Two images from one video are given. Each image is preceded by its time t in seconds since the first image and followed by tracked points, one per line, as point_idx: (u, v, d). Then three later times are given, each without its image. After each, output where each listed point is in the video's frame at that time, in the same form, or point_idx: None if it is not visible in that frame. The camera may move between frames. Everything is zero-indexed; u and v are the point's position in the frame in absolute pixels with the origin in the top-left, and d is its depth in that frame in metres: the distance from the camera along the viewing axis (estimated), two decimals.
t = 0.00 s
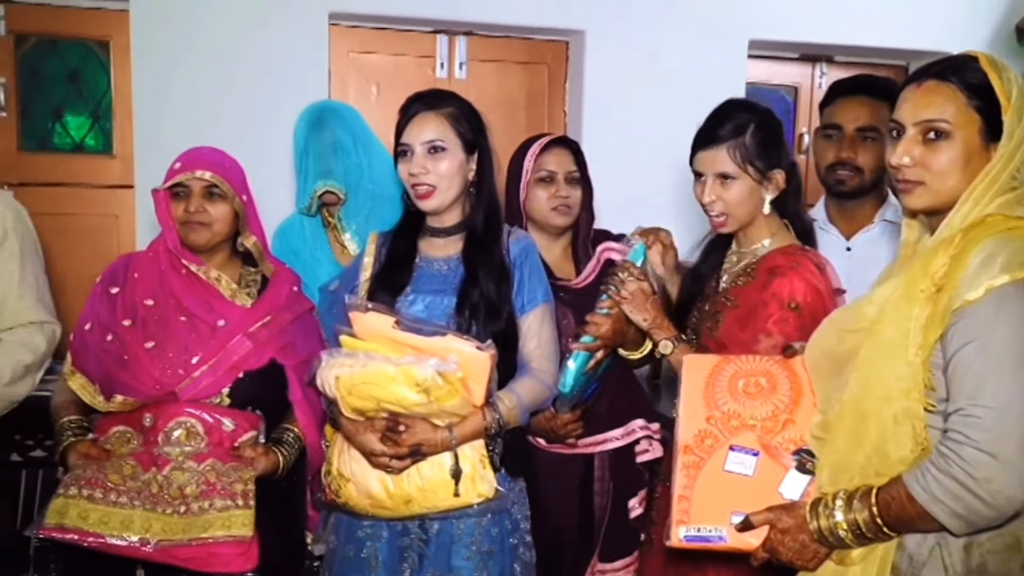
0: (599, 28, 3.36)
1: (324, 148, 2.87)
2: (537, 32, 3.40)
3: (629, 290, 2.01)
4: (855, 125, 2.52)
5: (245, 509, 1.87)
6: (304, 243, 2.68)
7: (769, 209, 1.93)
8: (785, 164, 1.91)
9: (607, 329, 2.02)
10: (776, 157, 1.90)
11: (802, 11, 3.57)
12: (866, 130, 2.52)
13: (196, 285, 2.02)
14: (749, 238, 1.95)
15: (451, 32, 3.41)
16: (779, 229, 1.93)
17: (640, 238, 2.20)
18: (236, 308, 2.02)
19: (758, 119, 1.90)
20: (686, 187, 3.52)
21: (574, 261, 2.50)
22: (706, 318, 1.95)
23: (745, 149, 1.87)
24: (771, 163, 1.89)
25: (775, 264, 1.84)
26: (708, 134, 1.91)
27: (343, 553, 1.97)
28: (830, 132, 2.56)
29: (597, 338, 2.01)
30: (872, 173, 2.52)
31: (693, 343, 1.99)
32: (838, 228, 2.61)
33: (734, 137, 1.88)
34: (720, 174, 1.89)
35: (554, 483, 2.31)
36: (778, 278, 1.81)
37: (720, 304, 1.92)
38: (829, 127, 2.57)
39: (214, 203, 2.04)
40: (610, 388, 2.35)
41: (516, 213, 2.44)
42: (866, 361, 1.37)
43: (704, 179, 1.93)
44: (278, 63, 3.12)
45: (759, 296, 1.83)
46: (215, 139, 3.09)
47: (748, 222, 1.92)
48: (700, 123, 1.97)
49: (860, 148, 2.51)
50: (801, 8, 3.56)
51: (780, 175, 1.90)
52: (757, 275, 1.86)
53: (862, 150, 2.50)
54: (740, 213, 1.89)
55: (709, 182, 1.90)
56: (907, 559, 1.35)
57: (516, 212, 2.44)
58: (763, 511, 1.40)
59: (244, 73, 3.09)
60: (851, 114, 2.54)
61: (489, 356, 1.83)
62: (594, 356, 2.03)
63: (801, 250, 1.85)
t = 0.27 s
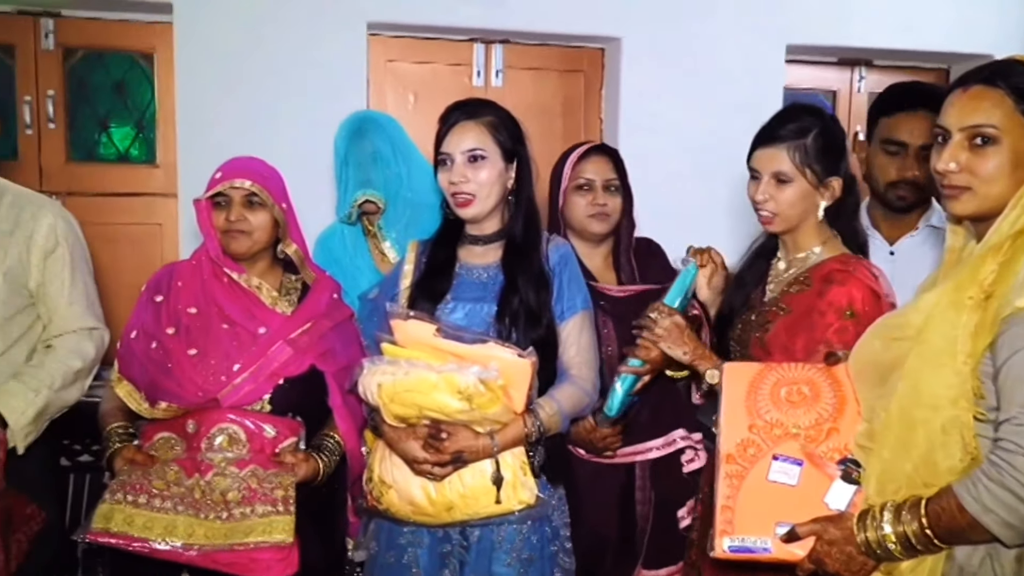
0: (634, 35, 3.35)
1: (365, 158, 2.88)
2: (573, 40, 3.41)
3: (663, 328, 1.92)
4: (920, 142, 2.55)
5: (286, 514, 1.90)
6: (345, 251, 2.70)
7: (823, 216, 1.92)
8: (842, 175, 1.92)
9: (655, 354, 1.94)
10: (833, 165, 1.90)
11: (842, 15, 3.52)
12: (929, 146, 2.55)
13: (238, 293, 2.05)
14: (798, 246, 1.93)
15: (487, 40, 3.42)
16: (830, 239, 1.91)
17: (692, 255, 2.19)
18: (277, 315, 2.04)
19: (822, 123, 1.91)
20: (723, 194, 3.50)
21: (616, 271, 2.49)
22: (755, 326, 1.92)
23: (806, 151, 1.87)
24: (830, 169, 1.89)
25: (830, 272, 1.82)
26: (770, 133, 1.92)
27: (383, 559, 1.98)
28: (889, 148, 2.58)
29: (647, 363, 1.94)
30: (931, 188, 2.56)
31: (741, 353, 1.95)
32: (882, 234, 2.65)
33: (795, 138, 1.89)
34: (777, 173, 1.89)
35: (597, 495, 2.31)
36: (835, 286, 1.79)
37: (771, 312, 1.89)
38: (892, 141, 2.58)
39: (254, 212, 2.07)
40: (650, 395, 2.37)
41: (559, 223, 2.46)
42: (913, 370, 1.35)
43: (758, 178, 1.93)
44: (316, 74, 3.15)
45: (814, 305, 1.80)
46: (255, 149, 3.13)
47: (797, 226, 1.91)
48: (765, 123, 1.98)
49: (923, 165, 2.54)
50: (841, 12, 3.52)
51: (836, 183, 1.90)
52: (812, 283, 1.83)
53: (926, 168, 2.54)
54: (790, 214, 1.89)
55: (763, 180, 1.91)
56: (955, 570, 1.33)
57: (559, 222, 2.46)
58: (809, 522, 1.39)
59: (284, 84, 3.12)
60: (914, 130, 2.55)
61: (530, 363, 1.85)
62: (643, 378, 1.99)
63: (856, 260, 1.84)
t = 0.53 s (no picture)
0: (671, 42, 3.34)
1: (405, 167, 2.87)
2: (610, 47, 3.41)
3: (718, 358, 1.94)
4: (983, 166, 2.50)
5: (327, 521, 1.91)
6: (385, 258, 2.72)
7: (866, 230, 1.91)
8: (877, 184, 1.91)
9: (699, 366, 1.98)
10: (868, 180, 1.88)
11: (882, 17, 3.48)
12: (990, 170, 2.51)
13: (281, 301, 2.08)
14: (846, 262, 1.92)
15: (524, 48, 3.43)
16: (878, 250, 1.90)
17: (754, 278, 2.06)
18: (317, 323, 2.07)
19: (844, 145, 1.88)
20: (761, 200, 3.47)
21: (670, 276, 2.48)
22: (812, 335, 1.91)
23: (840, 180, 1.85)
24: (866, 187, 1.87)
25: (890, 280, 1.82)
26: (796, 167, 1.89)
27: (424, 564, 1.99)
28: (952, 171, 2.52)
29: (689, 376, 1.98)
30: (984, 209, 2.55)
31: (795, 363, 1.94)
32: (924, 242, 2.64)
33: (825, 169, 1.86)
34: (817, 208, 1.86)
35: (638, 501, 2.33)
36: (898, 295, 1.79)
37: (829, 320, 1.89)
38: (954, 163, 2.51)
39: (297, 221, 2.09)
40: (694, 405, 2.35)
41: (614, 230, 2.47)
42: (960, 378, 1.33)
43: (798, 214, 1.90)
44: (354, 84, 3.18)
45: (876, 312, 1.80)
46: (296, 158, 3.17)
47: (845, 248, 1.90)
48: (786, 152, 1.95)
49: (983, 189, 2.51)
50: (881, 15, 3.48)
51: (876, 197, 1.88)
52: (871, 290, 1.83)
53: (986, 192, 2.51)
54: (838, 242, 1.87)
55: (805, 216, 1.88)
56: None
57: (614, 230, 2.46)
58: (856, 533, 1.38)
59: (324, 93, 3.16)
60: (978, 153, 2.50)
61: (573, 371, 1.87)
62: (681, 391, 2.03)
63: (911, 269, 1.85)
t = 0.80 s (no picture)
0: (702, 42, 3.33)
1: (438, 168, 2.90)
2: (641, 48, 3.40)
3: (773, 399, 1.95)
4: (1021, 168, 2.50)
5: (360, 521, 1.91)
6: (418, 259, 2.72)
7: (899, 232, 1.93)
8: (909, 186, 1.91)
9: (724, 373, 1.94)
10: (902, 183, 1.88)
11: (916, 17, 3.44)
12: None
13: (315, 302, 2.10)
14: (883, 265, 1.94)
15: (554, 50, 3.44)
16: (913, 250, 1.93)
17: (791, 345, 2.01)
18: (351, 325, 2.08)
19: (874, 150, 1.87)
20: (793, 201, 3.45)
21: (715, 279, 2.45)
22: (857, 341, 1.93)
23: (874, 187, 1.84)
24: (899, 188, 1.87)
25: (937, 284, 1.83)
26: (828, 176, 1.87)
27: (458, 565, 2.00)
28: (990, 171, 2.50)
29: (712, 381, 1.94)
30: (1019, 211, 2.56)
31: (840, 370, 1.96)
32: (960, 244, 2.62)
33: (858, 176, 1.85)
34: (855, 216, 1.86)
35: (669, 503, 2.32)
36: (947, 300, 1.81)
37: (874, 326, 1.91)
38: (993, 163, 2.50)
39: (331, 223, 2.11)
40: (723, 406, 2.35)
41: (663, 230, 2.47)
42: (1001, 380, 1.32)
43: (834, 222, 1.89)
44: (386, 86, 3.20)
45: (924, 318, 1.82)
46: (328, 160, 3.20)
47: (882, 252, 1.91)
48: (814, 159, 1.93)
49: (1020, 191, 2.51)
50: (915, 14, 3.44)
51: (910, 199, 1.89)
52: (918, 295, 1.85)
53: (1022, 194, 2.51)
54: (877, 248, 1.88)
55: (842, 225, 1.87)
56: None
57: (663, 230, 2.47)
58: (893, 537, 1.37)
59: (355, 96, 3.18)
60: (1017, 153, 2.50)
61: (605, 372, 1.88)
62: (704, 395, 1.98)
63: (956, 269, 1.86)
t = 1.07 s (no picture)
0: (727, 42, 3.32)
1: (462, 168, 2.90)
2: (665, 47, 3.40)
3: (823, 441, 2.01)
4: None
5: (385, 520, 1.92)
6: (443, 258, 2.74)
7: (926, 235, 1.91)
8: (939, 190, 1.89)
9: (747, 362, 1.96)
10: (929, 185, 1.86)
11: (944, 15, 3.41)
12: None
13: (342, 301, 2.11)
14: (911, 263, 1.94)
15: (578, 49, 3.44)
16: (943, 250, 1.93)
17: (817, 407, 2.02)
18: (378, 324, 2.10)
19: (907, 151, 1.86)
20: (818, 201, 3.42)
21: (753, 280, 2.43)
22: (894, 343, 1.92)
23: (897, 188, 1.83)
24: (924, 193, 1.85)
25: (979, 286, 1.83)
26: (851, 173, 1.88)
27: (481, 563, 2.01)
28: (1015, 165, 2.47)
29: (737, 370, 1.95)
30: None
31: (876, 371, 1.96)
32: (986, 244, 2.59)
33: (882, 176, 1.85)
34: (872, 216, 1.86)
35: (694, 501, 2.32)
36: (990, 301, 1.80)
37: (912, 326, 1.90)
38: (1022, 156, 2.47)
39: (358, 222, 2.13)
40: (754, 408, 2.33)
41: (702, 232, 2.48)
42: None
43: (854, 220, 1.90)
44: (410, 86, 3.21)
45: (966, 320, 1.83)
46: (352, 159, 3.22)
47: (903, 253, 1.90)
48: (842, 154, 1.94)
49: None
50: (943, 13, 3.41)
51: (937, 202, 1.86)
52: (959, 295, 1.85)
53: None
54: (896, 249, 1.87)
55: (860, 223, 1.88)
56: None
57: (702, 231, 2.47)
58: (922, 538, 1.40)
59: (380, 95, 3.20)
60: None
61: (628, 371, 1.86)
62: (728, 386, 1.99)
63: (991, 266, 1.87)
